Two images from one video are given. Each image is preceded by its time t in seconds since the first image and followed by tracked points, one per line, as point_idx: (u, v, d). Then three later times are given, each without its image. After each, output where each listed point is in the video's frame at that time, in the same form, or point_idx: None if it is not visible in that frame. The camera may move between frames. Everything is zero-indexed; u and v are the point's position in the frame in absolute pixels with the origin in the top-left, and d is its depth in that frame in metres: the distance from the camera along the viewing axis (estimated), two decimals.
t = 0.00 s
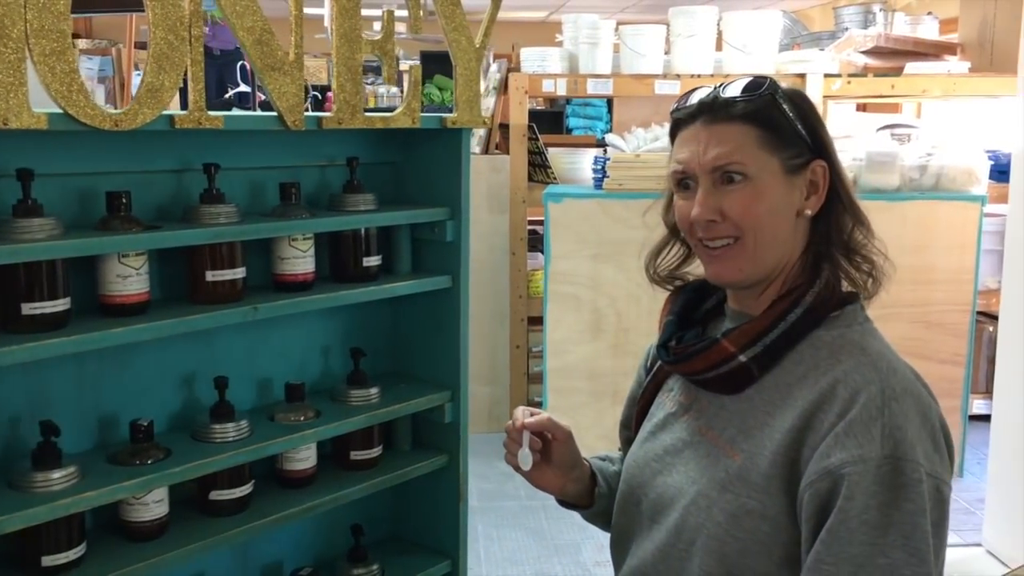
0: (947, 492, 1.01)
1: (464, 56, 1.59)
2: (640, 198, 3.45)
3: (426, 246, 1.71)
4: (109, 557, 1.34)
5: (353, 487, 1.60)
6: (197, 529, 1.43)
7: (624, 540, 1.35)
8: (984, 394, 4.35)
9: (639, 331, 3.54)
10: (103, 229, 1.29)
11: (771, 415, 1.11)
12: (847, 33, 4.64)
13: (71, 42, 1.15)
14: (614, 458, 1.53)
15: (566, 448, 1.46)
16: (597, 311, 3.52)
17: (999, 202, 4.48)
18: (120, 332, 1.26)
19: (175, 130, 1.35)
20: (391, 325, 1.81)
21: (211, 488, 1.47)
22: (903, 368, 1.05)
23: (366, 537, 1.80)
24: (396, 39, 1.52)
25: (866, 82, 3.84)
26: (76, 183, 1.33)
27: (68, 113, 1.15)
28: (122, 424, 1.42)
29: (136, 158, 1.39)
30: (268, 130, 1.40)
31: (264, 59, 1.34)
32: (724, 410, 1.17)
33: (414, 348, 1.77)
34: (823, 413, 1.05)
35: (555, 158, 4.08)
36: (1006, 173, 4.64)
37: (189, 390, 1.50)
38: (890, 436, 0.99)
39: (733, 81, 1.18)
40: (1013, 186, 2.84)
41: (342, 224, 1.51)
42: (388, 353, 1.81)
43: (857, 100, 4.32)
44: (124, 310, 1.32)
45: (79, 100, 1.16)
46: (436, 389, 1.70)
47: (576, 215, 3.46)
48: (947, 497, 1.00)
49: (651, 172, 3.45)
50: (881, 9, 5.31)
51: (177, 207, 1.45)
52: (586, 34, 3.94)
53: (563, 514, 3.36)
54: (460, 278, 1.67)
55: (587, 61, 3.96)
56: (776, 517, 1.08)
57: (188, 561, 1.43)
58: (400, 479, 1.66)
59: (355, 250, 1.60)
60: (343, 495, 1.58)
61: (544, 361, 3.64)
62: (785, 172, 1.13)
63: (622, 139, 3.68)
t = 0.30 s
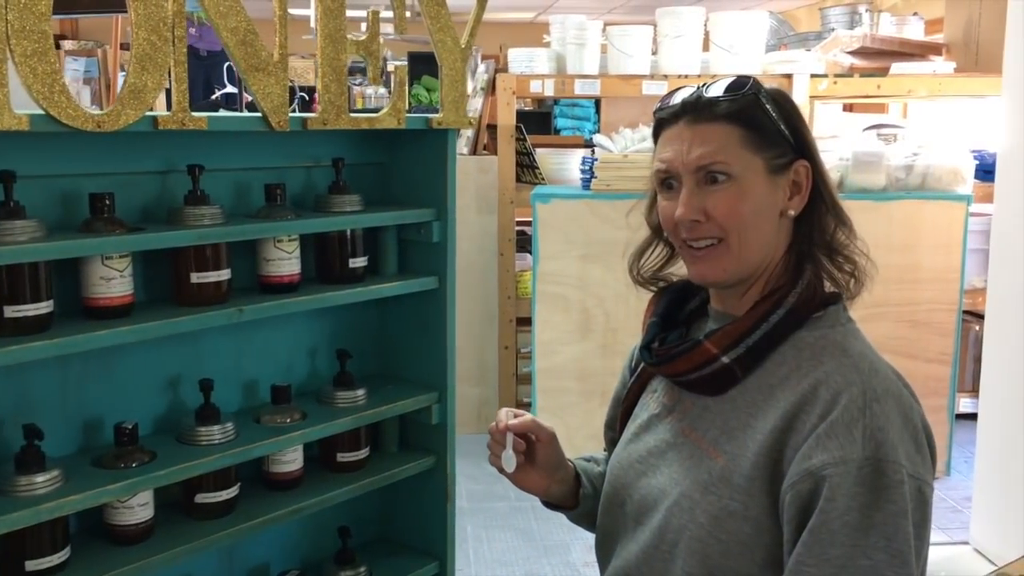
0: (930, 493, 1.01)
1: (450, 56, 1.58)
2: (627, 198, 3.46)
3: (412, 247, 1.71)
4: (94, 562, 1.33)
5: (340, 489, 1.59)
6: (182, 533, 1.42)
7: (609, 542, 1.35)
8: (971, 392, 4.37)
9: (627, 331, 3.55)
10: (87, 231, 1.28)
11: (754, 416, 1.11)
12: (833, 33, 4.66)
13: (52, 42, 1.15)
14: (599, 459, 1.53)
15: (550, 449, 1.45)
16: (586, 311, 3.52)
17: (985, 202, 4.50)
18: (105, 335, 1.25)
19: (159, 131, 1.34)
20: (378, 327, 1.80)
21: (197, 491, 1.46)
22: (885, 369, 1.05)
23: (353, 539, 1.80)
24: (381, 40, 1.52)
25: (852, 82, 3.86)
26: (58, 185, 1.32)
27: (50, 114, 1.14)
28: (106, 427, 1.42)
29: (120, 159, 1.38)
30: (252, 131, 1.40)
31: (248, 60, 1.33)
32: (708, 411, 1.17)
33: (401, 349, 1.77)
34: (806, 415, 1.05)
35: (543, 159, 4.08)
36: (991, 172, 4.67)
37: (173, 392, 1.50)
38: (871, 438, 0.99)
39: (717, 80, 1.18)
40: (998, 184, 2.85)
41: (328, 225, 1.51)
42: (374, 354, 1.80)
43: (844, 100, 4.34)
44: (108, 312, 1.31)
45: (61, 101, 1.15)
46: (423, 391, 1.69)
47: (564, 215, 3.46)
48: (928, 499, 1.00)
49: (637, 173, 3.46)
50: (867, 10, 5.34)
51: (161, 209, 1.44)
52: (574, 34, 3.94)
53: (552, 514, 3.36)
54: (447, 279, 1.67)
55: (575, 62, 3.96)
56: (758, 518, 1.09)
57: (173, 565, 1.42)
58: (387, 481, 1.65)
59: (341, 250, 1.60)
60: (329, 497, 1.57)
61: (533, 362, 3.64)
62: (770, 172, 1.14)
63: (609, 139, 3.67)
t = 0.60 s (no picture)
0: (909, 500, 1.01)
1: (437, 57, 1.57)
2: (616, 199, 3.45)
3: (400, 249, 1.70)
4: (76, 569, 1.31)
5: (326, 494, 1.58)
6: (167, 539, 1.41)
7: (594, 544, 1.34)
8: (958, 391, 4.39)
9: (617, 332, 3.54)
10: (69, 235, 1.27)
11: (734, 420, 1.11)
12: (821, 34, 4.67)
13: (34, 43, 1.13)
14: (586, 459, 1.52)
15: (534, 447, 1.44)
16: (575, 312, 3.52)
17: (971, 202, 4.52)
18: (88, 339, 1.24)
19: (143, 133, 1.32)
20: (365, 329, 1.79)
21: (182, 497, 1.45)
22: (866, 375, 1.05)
23: (342, 544, 1.79)
24: (367, 41, 1.50)
25: (839, 83, 3.87)
26: (41, 187, 1.31)
27: (31, 116, 1.13)
28: (88, 432, 1.40)
29: (104, 161, 1.37)
30: (238, 133, 1.39)
31: (232, 61, 1.32)
32: (689, 414, 1.16)
33: (389, 351, 1.76)
34: (785, 420, 1.04)
35: (532, 160, 4.07)
36: (977, 172, 4.70)
37: (157, 397, 1.48)
38: (848, 443, 0.99)
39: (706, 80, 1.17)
40: (985, 184, 2.86)
41: (313, 228, 1.49)
42: (361, 356, 1.79)
43: (832, 101, 4.35)
44: (91, 316, 1.30)
45: (43, 103, 1.13)
46: (410, 393, 1.68)
47: (553, 216, 3.46)
48: (907, 505, 1.00)
49: (627, 173, 3.45)
50: (854, 10, 5.36)
51: (145, 211, 1.43)
52: (562, 35, 3.93)
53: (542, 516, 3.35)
54: (435, 281, 1.66)
55: (563, 62, 3.95)
56: (737, 523, 1.08)
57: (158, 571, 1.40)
58: (374, 485, 1.64)
59: (327, 252, 1.58)
60: (316, 502, 1.56)
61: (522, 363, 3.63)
62: (752, 174, 1.13)
63: (597, 139, 3.66)
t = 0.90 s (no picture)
0: (829, 527, 1.00)
1: (423, 55, 1.56)
2: (604, 199, 3.44)
3: (387, 248, 1.69)
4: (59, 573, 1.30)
5: (312, 495, 1.57)
6: (153, 542, 1.40)
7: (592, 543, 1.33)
8: (946, 389, 4.41)
9: (606, 331, 3.54)
10: (51, 235, 1.25)
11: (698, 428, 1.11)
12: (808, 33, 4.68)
13: (14, 40, 1.12)
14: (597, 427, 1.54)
15: (504, 369, 1.51)
16: (564, 311, 3.52)
17: (958, 200, 4.54)
18: (72, 340, 1.22)
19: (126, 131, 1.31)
20: (352, 329, 1.78)
21: (167, 499, 1.43)
22: (830, 395, 1.04)
23: (330, 546, 1.78)
24: (353, 39, 1.50)
25: (827, 82, 3.87)
26: (23, 187, 1.29)
27: (11, 114, 1.11)
28: (71, 433, 1.38)
29: (87, 160, 1.35)
30: (222, 131, 1.38)
31: (216, 59, 1.31)
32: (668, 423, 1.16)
33: (376, 351, 1.75)
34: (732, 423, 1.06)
35: (520, 159, 4.06)
36: (964, 171, 4.72)
37: (141, 398, 1.47)
38: (773, 450, 1.00)
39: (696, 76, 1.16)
40: (971, 182, 2.87)
41: (298, 228, 1.48)
42: (348, 356, 1.78)
43: (819, 100, 4.35)
44: (74, 317, 1.28)
45: (25, 101, 1.12)
46: (398, 394, 1.67)
47: (541, 215, 3.45)
48: (803, 533, 0.98)
49: (615, 173, 3.43)
50: (840, 10, 5.37)
51: (129, 211, 1.41)
52: (550, 34, 3.92)
53: (532, 515, 3.35)
54: (422, 280, 1.65)
55: (551, 61, 3.95)
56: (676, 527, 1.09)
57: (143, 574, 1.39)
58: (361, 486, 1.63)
59: (313, 252, 1.57)
60: (303, 504, 1.55)
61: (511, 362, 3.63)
62: (685, 179, 1.14)
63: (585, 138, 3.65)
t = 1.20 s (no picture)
0: (654, 489, 1.04)
1: (410, 58, 1.57)
2: (595, 199, 3.45)
3: (377, 250, 1.70)
4: None
5: (303, 497, 1.57)
6: (143, 545, 1.39)
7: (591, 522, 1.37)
8: (936, 387, 4.44)
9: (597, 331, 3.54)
10: (38, 238, 1.25)
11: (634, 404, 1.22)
12: (797, 33, 4.70)
13: None
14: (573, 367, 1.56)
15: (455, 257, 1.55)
16: (555, 311, 3.52)
17: (948, 199, 4.56)
18: (60, 344, 1.22)
19: (113, 135, 1.31)
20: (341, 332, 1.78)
21: (157, 501, 1.43)
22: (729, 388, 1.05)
23: (320, 548, 1.78)
24: (340, 41, 1.49)
25: (816, 83, 3.89)
26: (10, 190, 1.29)
27: None
28: (60, 436, 1.38)
29: (74, 163, 1.35)
30: (209, 134, 1.38)
31: (202, 62, 1.31)
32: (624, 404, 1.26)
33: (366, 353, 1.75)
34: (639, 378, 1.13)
35: (511, 160, 4.06)
36: (954, 169, 4.74)
37: (129, 401, 1.46)
38: (623, 407, 1.04)
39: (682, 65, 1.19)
40: (959, 182, 2.89)
41: (286, 230, 1.48)
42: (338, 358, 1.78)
43: (809, 100, 4.37)
44: (60, 321, 1.28)
45: (11, 105, 1.12)
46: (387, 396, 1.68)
47: (532, 216, 3.46)
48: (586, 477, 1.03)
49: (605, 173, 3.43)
50: (830, 9, 5.39)
51: (116, 214, 1.41)
52: (539, 35, 3.93)
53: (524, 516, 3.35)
54: (411, 281, 1.66)
55: (541, 62, 3.95)
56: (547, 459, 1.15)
57: None
58: (351, 488, 1.63)
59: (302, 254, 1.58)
60: (293, 506, 1.55)
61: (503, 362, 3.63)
62: (658, 172, 1.17)
63: (576, 139, 3.65)
